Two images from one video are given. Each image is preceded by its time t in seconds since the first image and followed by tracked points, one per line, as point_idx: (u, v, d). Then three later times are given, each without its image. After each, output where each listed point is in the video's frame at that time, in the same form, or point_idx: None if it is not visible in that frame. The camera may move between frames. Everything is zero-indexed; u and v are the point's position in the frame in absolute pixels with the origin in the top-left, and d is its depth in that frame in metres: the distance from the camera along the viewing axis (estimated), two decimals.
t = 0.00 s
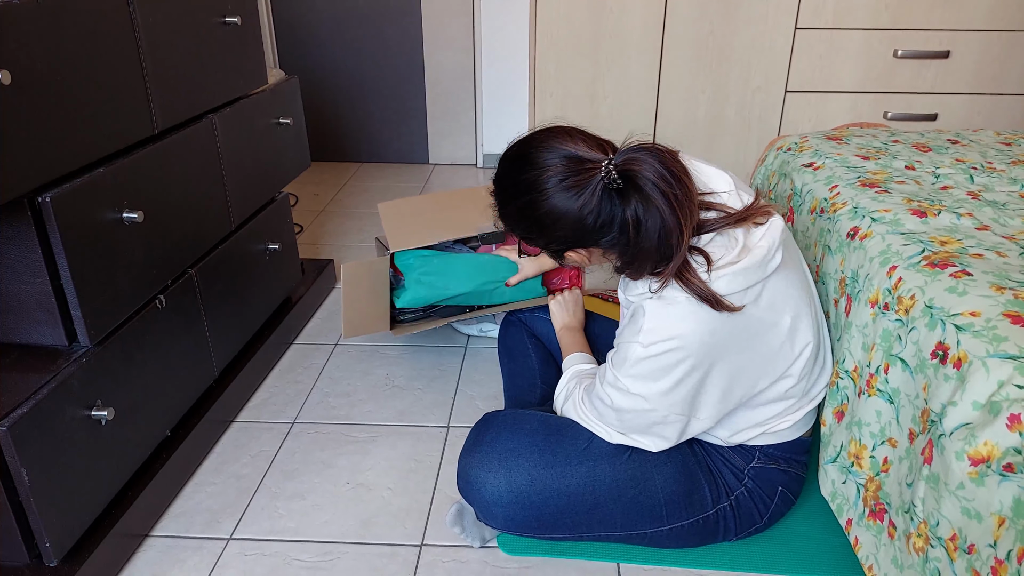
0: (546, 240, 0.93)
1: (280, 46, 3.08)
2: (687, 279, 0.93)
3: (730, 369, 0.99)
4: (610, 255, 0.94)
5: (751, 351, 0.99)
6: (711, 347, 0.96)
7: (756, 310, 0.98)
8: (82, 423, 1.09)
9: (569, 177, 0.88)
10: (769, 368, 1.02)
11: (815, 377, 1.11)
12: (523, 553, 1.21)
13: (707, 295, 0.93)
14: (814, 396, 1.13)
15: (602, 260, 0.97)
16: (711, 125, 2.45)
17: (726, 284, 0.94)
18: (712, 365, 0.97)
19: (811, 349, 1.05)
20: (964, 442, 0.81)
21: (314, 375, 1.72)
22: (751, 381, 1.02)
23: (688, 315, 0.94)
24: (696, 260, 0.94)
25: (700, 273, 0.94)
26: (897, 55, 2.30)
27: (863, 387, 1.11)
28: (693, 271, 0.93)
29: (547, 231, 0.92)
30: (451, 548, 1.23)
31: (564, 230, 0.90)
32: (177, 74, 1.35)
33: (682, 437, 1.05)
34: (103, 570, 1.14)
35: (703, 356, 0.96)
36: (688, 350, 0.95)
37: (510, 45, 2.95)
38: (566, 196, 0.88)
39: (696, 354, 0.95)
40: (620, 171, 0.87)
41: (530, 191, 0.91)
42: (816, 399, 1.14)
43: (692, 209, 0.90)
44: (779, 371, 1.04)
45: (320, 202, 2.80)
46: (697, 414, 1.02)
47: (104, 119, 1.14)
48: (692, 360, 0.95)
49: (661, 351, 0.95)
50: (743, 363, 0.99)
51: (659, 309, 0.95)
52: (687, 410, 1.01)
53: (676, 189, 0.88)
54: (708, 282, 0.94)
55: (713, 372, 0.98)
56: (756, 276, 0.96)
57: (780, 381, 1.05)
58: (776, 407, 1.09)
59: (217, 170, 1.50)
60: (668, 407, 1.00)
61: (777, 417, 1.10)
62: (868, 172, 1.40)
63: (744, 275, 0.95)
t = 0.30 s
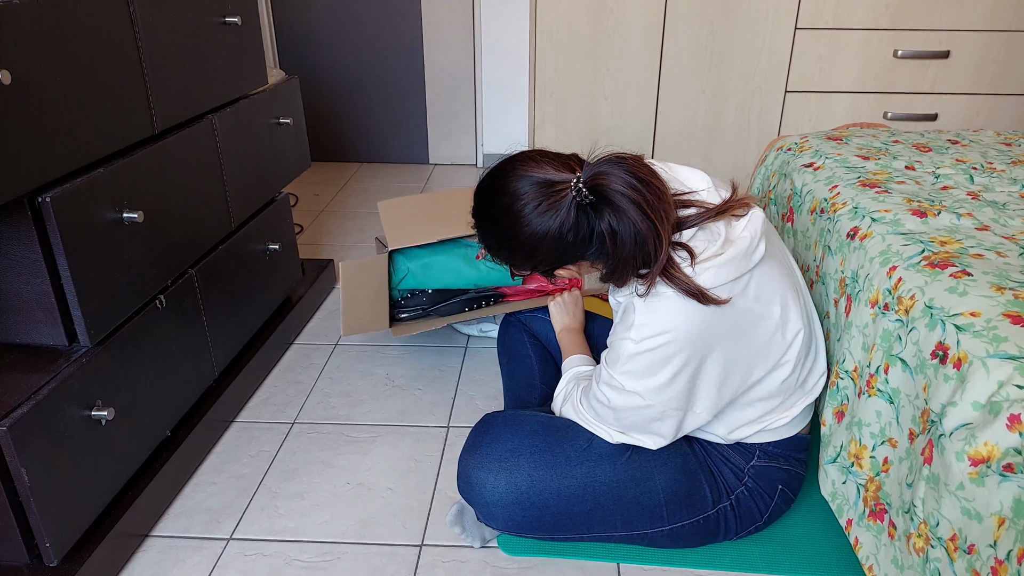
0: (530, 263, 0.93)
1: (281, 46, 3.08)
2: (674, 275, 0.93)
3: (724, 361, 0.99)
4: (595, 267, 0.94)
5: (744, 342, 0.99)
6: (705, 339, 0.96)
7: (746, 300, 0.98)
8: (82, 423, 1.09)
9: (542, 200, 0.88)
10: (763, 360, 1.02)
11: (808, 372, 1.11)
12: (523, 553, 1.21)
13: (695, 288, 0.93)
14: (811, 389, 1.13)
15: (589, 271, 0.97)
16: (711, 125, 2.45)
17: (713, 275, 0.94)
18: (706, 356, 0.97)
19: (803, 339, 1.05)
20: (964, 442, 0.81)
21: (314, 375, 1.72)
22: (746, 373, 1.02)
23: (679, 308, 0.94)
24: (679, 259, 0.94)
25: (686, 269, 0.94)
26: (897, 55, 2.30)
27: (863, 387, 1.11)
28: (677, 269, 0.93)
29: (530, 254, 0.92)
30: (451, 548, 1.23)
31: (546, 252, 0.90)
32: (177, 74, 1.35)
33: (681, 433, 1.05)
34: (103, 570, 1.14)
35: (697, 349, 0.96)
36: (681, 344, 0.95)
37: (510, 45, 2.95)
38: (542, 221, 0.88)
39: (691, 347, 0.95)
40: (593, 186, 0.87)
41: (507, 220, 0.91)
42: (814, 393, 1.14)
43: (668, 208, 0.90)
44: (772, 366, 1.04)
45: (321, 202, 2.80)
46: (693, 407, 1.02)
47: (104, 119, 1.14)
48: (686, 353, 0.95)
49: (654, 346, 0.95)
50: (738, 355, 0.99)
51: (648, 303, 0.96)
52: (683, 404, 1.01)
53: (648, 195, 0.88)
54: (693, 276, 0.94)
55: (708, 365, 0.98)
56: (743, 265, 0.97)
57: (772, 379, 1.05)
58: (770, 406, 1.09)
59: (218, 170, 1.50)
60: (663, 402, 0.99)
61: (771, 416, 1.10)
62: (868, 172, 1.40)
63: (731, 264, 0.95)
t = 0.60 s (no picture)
0: (567, 150, 0.92)
1: (281, 46, 3.08)
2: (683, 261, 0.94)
3: (730, 351, 0.99)
4: (619, 194, 0.94)
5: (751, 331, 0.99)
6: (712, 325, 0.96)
7: (757, 289, 0.98)
8: (82, 423, 1.09)
9: (612, 103, 0.87)
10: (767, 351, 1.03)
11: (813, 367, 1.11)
12: (524, 553, 1.21)
13: (704, 275, 0.94)
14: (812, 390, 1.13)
15: (602, 201, 0.98)
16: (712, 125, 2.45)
17: (724, 263, 0.95)
18: (712, 341, 0.97)
19: (812, 332, 1.05)
20: (964, 442, 0.81)
21: (314, 375, 1.72)
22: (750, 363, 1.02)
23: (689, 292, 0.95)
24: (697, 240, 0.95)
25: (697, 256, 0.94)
26: (898, 55, 2.30)
27: (864, 387, 1.11)
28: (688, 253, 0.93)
29: (568, 143, 0.91)
30: (451, 548, 1.23)
31: (583, 151, 0.90)
32: (177, 74, 1.35)
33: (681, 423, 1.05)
34: (103, 570, 1.14)
35: (704, 334, 0.96)
36: (689, 328, 0.95)
37: (510, 45, 2.95)
38: (610, 117, 0.87)
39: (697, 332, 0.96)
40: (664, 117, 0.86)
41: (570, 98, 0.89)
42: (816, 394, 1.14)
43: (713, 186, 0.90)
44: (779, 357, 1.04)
45: (321, 202, 2.80)
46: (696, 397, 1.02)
47: (104, 118, 1.13)
48: (693, 337, 0.96)
49: (662, 328, 0.96)
50: (744, 344, 1.00)
51: (656, 283, 0.96)
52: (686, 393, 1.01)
53: (706, 160, 0.88)
54: (703, 260, 0.95)
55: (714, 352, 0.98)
56: (755, 255, 0.97)
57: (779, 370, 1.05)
58: (774, 398, 1.08)
59: (218, 170, 1.50)
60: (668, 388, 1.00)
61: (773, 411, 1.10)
62: (868, 172, 1.40)
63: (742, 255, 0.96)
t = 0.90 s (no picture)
0: (625, 43, 1.04)
1: (281, 46, 3.08)
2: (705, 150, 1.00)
3: (735, 255, 1.00)
4: (661, 93, 1.04)
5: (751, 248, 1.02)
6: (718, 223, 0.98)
7: (766, 207, 1.03)
8: (82, 423, 1.09)
9: (686, 10, 1.00)
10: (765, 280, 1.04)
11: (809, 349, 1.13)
12: (524, 553, 1.21)
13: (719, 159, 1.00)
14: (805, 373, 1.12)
15: (643, 104, 1.07)
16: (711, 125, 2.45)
17: (736, 162, 1.02)
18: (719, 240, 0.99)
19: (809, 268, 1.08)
20: (964, 442, 0.81)
21: (314, 375, 1.72)
22: (748, 285, 1.03)
23: (703, 182, 0.99)
24: (726, 142, 1.03)
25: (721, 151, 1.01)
26: (897, 55, 2.30)
27: (864, 387, 1.12)
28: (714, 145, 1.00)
29: (634, 35, 1.02)
30: (451, 548, 1.23)
31: (647, 42, 1.01)
32: (177, 73, 1.35)
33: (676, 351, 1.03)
34: (103, 570, 1.14)
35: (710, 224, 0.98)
36: (699, 212, 0.98)
37: (510, 45, 2.95)
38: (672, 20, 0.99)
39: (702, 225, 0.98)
40: (726, 28, 0.98)
41: None
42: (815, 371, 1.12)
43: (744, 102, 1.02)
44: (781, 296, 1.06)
45: (320, 202, 2.80)
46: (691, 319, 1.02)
47: (104, 118, 1.14)
48: (701, 221, 0.98)
49: (674, 210, 0.98)
50: (744, 256, 1.01)
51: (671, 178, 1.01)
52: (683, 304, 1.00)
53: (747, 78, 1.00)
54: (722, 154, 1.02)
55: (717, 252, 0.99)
56: (765, 178, 1.04)
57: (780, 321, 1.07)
58: (772, 356, 1.09)
59: (217, 170, 1.50)
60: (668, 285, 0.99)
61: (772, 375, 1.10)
62: (868, 172, 1.40)
63: (752, 168, 1.04)
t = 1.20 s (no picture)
0: (598, 59, 1.01)
1: (281, 46, 3.08)
2: (718, 171, 0.98)
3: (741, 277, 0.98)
4: (649, 101, 1.01)
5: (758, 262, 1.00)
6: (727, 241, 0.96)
7: (771, 220, 1.01)
8: (82, 423, 1.09)
9: (649, 9, 0.97)
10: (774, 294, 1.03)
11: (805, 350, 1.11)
12: (524, 553, 1.21)
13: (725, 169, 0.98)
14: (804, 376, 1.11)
15: (635, 118, 1.04)
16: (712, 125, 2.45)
17: (747, 177, 1.00)
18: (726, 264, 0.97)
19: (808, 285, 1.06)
20: (964, 443, 0.81)
21: (314, 375, 1.72)
22: (758, 300, 1.01)
23: (705, 202, 0.97)
24: (729, 148, 1.02)
25: (727, 154, 1.00)
26: (898, 56, 2.30)
27: (864, 388, 1.12)
28: (718, 151, 0.99)
29: (604, 50, 1.00)
30: (451, 548, 1.23)
31: (620, 53, 0.98)
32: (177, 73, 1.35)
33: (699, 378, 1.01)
34: (103, 571, 1.14)
35: (719, 245, 0.96)
36: (705, 233, 0.96)
37: (511, 45, 2.95)
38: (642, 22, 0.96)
39: (713, 247, 0.96)
40: (694, 17, 0.95)
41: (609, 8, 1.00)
42: (810, 379, 1.11)
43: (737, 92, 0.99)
44: (790, 309, 1.04)
45: (321, 203, 2.80)
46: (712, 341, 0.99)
47: (104, 117, 1.14)
48: (706, 244, 0.95)
49: (677, 234, 0.96)
50: (750, 272, 0.99)
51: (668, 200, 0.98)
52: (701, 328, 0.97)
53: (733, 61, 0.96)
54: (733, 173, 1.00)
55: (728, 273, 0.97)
56: (769, 189, 1.03)
57: (787, 334, 1.05)
58: (785, 368, 1.07)
59: (218, 170, 1.50)
60: (683, 312, 0.96)
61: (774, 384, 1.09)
62: (869, 172, 1.40)
63: (761, 180, 1.02)
